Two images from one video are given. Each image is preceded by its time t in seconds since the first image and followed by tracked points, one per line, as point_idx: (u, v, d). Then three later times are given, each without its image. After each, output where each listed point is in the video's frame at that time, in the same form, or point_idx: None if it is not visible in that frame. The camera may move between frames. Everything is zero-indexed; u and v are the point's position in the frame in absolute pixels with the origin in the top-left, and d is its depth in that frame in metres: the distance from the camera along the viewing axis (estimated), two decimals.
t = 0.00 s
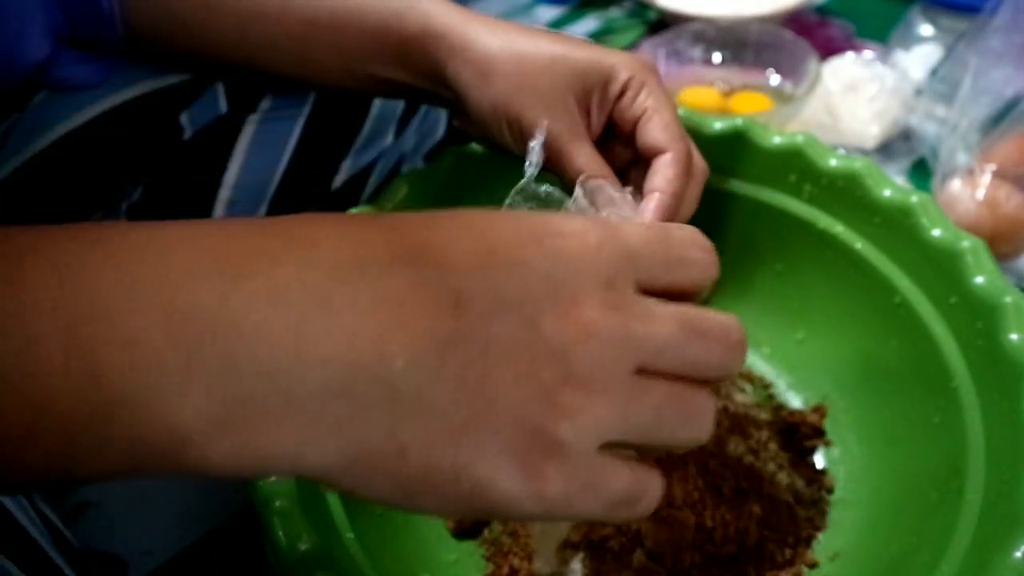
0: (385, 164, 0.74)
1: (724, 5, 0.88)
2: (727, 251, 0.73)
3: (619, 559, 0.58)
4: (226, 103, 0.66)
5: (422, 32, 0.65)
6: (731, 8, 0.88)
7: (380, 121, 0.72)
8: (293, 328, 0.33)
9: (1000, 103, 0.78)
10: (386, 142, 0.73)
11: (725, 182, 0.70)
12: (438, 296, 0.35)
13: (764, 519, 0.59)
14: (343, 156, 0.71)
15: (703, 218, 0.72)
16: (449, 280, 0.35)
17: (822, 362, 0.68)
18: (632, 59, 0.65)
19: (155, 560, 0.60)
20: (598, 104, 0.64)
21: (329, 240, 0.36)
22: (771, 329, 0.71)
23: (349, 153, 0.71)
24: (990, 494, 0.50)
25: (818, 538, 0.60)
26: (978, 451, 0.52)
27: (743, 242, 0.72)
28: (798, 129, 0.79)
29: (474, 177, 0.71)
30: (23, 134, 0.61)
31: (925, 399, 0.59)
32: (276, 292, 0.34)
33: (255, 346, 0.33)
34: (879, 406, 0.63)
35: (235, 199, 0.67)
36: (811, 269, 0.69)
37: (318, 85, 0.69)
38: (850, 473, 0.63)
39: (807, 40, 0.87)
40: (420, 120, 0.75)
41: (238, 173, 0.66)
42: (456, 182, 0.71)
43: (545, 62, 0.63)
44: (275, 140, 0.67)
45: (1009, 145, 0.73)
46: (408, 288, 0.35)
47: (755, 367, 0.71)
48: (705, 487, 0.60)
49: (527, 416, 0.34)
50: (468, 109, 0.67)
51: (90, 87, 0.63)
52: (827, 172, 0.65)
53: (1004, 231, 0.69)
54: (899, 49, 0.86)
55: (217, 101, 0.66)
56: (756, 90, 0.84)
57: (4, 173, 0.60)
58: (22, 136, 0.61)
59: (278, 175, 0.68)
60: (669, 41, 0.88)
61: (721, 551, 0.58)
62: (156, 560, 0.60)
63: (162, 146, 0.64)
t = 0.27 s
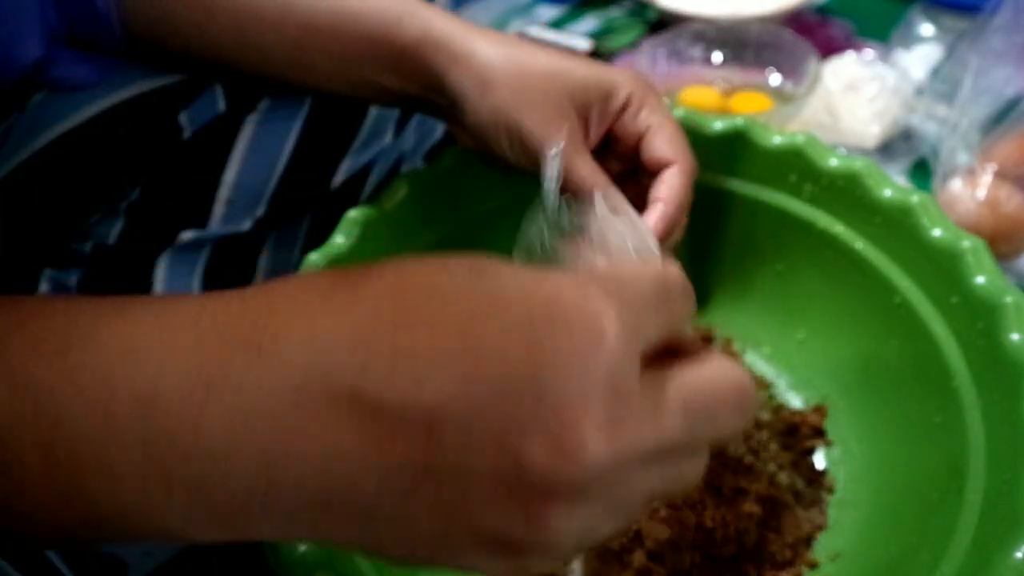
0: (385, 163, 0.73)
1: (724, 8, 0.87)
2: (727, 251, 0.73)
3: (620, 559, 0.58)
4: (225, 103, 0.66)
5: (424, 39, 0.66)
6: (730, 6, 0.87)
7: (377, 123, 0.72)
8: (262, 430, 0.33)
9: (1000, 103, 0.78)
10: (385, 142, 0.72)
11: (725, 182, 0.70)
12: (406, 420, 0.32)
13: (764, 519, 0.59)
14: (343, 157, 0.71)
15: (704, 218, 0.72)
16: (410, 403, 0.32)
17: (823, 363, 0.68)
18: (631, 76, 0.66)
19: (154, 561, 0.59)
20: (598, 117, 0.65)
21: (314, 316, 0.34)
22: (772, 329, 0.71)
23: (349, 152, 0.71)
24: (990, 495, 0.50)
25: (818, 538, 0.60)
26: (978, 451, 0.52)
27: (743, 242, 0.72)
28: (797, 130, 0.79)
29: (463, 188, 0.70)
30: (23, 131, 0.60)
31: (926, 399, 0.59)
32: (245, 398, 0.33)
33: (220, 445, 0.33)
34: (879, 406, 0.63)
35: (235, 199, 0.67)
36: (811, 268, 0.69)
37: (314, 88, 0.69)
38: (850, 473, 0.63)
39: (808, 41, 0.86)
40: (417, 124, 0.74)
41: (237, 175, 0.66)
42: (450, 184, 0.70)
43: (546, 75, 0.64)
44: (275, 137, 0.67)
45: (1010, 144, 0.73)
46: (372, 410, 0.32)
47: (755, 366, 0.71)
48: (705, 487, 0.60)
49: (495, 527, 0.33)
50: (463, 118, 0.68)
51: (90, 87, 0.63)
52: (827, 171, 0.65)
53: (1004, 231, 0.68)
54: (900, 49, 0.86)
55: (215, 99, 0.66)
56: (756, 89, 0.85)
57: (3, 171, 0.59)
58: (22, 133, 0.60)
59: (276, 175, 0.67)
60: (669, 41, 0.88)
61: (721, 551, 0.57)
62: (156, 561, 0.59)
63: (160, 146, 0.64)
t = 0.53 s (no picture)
0: (383, 165, 0.73)
1: (723, 7, 0.87)
2: (727, 251, 0.72)
3: (619, 559, 0.58)
4: (224, 103, 0.66)
5: (406, 35, 0.66)
6: (729, 6, 0.87)
7: (379, 121, 0.72)
8: (268, 384, 0.33)
9: (1001, 102, 0.78)
10: (385, 142, 0.72)
11: (726, 182, 0.70)
12: (394, 369, 0.33)
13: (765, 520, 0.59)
14: (343, 156, 0.71)
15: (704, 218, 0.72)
16: (400, 354, 0.33)
17: (823, 363, 0.68)
18: (611, 74, 0.64)
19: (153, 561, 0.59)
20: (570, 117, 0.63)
21: (301, 277, 0.35)
22: (772, 330, 0.71)
23: (348, 151, 0.71)
24: (991, 495, 0.49)
25: (818, 538, 0.60)
26: (979, 451, 0.52)
27: (744, 243, 0.72)
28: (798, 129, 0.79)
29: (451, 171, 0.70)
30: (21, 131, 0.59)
31: (926, 399, 0.59)
32: (235, 367, 0.33)
33: (217, 415, 0.33)
34: (879, 406, 0.63)
35: (234, 199, 0.67)
36: (811, 268, 0.69)
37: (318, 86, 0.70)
38: (850, 473, 0.63)
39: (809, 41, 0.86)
40: (417, 122, 0.75)
41: (235, 176, 0.66)
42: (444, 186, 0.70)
43: (517, 76, 0.62)
44: (274, 137, 0.67)
45: (1011, 144, 0.73)
46: (365, 360, 0.34)
47: (755, 366, 0.71)
48: (706, 487, 0.60)
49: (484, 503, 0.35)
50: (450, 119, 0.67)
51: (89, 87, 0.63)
52: (827, 171, 0.65)
53: (1004, 231, 0.68)
54: (900, 48, 0.86)
55: (214, 99, 0.66)
56: (756, 89, 0.84)
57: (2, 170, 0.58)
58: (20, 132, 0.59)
59: (275, 175, 0.67)
60: (670, 41, 0.88)
61: (721, 552, 0.57)
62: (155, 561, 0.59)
63: (160, 146, 0.64)
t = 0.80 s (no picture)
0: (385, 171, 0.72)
1: (723, 6, 0.87)
2: (727, 252, 0.72)
3: (619, 559, 0.58)
4: (225, 104, 0.67)
5: (388, 48, 0.68)
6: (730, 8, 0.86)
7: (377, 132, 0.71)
8: (271, 231, 0.37)
9: (1001, 102, 0.78)
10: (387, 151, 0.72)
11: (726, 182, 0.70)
12: (387, 199, 0.37)
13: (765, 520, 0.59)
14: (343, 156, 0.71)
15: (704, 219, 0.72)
16: (396, 201, 0.37)
17: (823, 363, 0.68)
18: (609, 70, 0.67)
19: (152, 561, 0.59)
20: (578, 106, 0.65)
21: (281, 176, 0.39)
22: (772, 330, 0.71)
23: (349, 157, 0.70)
24: (991, 495, 0.49)
25: (819, 537, 0.60)
26: (979, 451, 0.52)
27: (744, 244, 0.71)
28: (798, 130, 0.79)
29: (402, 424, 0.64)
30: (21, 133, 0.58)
31: (927, 399, 0.59)
32: (234, 219, 0.37)
33: (214, 265, 0.36)
34: (879, 406, 0.63)
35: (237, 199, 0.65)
36: (812, 268, 0.69)
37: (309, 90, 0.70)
38: (851, 473, 0.63)
39: (808, 41, 0.86)
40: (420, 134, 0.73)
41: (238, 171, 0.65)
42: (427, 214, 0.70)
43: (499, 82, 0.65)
44: (274, 140, 0.66)
45: (1011, 144, 0.73)
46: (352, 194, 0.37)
47: (755, 366, 0.71)
48: (706, 487, 0.60)
49: (473, 351, 0.36)
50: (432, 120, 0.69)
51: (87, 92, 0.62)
52: (828, 172, 0.65)
53: (1004, 231, 0.68)
54: (900, 48, 0.86)
55: (213, 103, 0.67)
56: (757, 89, 0.84)
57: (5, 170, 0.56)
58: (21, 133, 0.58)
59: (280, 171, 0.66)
60: (670, 42, 0.88)
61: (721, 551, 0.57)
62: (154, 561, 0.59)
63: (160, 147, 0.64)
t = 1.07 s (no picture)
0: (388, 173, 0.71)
1: (724, 5, 0.87)
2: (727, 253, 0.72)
3: (619, 559, 0.58)
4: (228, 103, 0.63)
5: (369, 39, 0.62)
6: (730, 5, 0.87)
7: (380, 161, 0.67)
8: (253, 95, 0.38)
9: (1000, 103, 0.78)
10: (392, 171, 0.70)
11: (726, 182, 0.70)
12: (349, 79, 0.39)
13: (765, 520, 0.59)
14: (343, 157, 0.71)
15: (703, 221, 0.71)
16: (370, 77, 0.39)
17: (823, 363, 0.68)
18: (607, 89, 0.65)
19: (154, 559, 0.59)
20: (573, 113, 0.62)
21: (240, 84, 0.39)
22: (771, 330, 0.71)
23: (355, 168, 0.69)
24: (990, 495, 0.50)
25: (819, 537, 0.60)
26: (979, 451, 0.52)
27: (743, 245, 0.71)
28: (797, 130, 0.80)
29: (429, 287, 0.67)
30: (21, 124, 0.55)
31: (926, 398, 0.59)
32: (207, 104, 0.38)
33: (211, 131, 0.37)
34: (879, 406, 0.63)
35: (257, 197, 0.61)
36: (811, 267, 0.69)
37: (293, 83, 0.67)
38: (851, 472, 0.63)
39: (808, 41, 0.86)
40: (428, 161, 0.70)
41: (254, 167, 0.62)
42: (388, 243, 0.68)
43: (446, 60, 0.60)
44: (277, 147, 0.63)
45: (1011, 144, 0.73)
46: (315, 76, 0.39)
47: (755, 367, 0.71)
48: (706, 487, 0.61)
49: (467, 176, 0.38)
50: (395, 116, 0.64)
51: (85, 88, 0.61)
52: (828, 171, 0.65)
53: (1004, 231, 0.68)
54: (900, 48, 0.86)
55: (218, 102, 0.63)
56: (757, 89, 0.85)
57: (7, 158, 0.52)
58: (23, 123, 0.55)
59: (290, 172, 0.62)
60: (670, 41, 0.88)
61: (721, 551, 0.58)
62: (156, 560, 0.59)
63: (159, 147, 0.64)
